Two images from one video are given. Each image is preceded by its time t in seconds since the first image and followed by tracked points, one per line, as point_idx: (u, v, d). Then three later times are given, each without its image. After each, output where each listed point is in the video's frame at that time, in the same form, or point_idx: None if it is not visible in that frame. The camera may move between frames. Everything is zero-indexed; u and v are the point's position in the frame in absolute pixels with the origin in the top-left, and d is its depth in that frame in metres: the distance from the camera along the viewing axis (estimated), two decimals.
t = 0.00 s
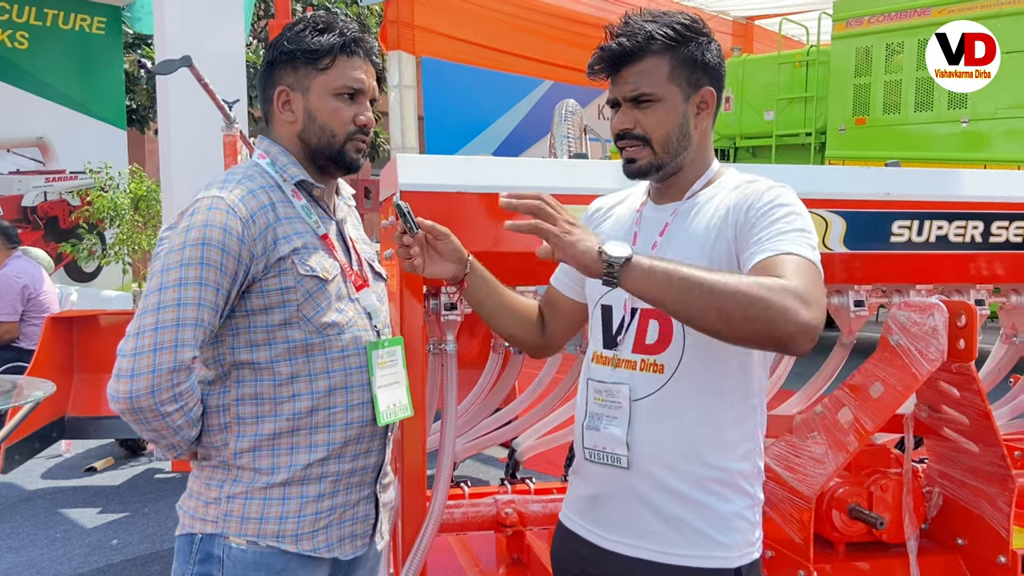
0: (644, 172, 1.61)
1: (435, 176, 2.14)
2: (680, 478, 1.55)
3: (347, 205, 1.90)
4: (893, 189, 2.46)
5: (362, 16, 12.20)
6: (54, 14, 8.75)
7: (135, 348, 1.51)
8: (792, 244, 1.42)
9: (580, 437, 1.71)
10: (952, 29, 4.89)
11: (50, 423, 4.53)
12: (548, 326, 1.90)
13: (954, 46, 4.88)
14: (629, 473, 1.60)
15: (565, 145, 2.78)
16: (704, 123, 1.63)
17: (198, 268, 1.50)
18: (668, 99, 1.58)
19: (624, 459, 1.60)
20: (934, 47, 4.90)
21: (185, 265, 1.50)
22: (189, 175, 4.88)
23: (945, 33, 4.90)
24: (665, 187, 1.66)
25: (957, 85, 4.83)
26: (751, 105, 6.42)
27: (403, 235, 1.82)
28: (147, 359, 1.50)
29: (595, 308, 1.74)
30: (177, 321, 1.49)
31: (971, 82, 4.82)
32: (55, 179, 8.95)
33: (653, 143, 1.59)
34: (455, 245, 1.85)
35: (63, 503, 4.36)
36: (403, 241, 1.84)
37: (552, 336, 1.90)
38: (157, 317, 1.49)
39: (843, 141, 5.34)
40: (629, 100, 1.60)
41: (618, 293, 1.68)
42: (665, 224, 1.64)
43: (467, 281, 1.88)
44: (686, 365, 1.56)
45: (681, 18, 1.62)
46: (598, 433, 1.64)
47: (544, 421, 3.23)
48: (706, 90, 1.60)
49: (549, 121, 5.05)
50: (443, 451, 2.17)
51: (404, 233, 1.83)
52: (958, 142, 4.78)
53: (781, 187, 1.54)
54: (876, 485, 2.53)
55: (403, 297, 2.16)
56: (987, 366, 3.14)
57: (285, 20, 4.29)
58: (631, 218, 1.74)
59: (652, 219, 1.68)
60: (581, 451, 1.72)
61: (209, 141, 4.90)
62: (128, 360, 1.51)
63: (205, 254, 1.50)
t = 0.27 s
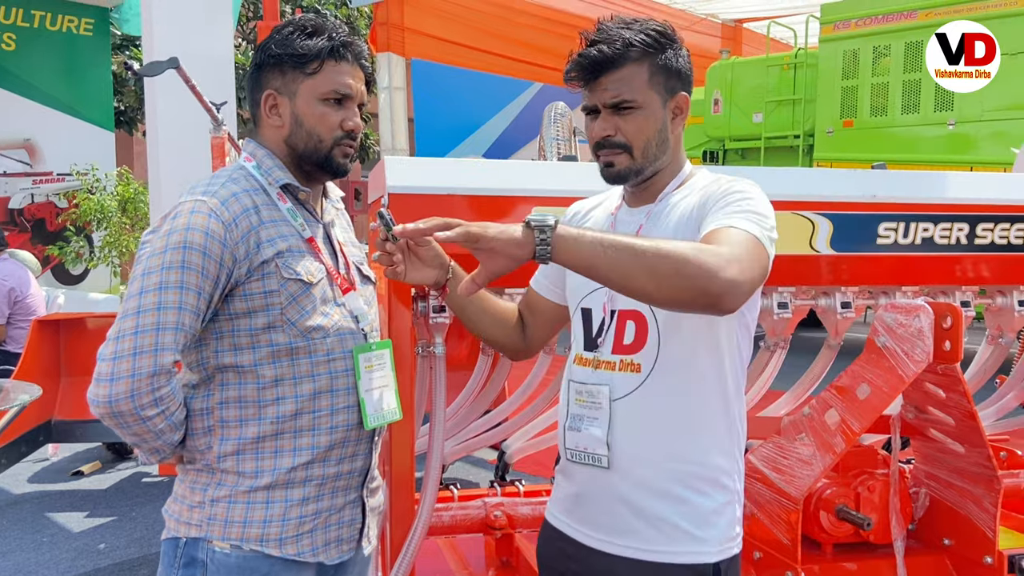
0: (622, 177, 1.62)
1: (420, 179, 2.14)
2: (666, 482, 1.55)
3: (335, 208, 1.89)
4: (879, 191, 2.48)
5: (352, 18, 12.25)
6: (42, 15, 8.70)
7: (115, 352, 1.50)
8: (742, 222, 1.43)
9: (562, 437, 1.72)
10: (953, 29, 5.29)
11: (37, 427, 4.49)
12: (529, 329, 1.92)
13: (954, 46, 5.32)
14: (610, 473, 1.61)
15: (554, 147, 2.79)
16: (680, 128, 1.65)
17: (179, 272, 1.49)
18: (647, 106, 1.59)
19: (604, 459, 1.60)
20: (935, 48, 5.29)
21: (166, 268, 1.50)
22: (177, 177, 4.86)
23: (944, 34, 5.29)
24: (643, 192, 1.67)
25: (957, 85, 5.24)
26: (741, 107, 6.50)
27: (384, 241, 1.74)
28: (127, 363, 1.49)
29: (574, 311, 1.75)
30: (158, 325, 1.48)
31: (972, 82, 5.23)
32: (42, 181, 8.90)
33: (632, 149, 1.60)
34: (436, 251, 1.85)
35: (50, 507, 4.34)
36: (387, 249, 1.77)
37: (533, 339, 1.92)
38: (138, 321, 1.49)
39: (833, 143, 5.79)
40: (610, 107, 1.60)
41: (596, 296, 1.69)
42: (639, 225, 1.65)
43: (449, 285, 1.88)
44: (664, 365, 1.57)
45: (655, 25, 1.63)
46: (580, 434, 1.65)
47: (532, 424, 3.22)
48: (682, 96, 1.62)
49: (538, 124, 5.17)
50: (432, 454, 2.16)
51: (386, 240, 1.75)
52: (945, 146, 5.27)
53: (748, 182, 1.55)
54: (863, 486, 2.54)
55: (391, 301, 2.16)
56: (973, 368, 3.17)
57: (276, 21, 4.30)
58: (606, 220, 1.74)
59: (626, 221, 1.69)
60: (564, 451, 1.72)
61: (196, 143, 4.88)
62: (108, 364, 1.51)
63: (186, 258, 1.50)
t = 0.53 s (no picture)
0: (593, 190, 1.64)
1: (405, 183, 2.14)
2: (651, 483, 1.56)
3: (322, 211, 1.88)
4: (863, 194, 2.50)
5: (341, 21, 12.24)
6: (28, 18, 8.65)
7: (97, 356, 1.50)
8: (729, 265, 1.45)
9: (553, 446, 1.72)
10: (952, 30, 5.21)
11: (23, 432, 4.47)
12: (499, 336, 1.94)
13: (954, 46, 5.25)
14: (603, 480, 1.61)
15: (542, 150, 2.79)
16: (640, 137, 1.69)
17: (161, 276, 1.49)
18: (616, 120, 1.61)
19: (599, 468, 1.61)
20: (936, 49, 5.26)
21: (148, 272, 1.50)
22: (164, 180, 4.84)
23: (944, 33, 5.22)
24: (611, 203, 1.69)
25: (958, 85, 5.22)
26: (729, 111, 6.56)
27: (364, 252, 1.84)
28: (109, 367, 1.49)
29: (553, 323, 1.75)
30: (140, 329, 1.48)
31: (971, 82, 5.20)
32: (28, 184, 8.84)
33: (604, 163, 1.62)
34: (414, 260, 1.90)
35: (36, 512, 4.31)
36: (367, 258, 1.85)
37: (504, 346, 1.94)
38: (119, 325, 1.49)
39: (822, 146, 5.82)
40: (582, 123, 1.60)
41: (574, 305, 1.70)
42: (609, 234, 1.67)
43: (427, 296, 1.92)
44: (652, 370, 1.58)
45: (611, 38, 1.65)
46: (572, 445, 1.66)
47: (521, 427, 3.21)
48: (642, 107, 1.66)
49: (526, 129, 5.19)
50: (419, 457, 2.17)
51: (364, 250, 1.85)
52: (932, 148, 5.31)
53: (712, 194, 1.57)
54: (849, 488, 2.55)
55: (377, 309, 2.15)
56: (959, 370, 3.18)
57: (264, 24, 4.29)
58: (573, 229, 1.76)
59: (593, 231, 1.70)
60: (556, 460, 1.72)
61: (184, 146, 4.86)
62: (89, 368, 1.50)
63: (168, 262, 1.50)
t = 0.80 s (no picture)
0: (615, 199, 1.64)
1: (393, 186, 2.13)
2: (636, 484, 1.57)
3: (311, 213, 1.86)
4: (851, 196, 2.50)
5: (330, 22, 12.24)
6: (14, 18, 8.59)
7: (74, 357, 1.49)
8: (759, 285, 1.51)
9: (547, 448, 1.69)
10: (952, 30, 5.19)
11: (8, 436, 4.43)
12: (483, 337, 1.93)
13: (953, 46, 5.22)
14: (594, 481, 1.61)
15: (532, 152, 2.79)
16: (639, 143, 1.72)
17: (141, 277, 1.49)
18: (638, 128, 1.63)
19: (597, 470, 1.60)
20: (935, 48, 5.24)
21: (128, 273, 1.49)
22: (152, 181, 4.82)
23: (944, 33, 5.22)
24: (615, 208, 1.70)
25: (958, 86, 5.17)
26: (717, 114, 6.51)
27: (347, 257, 1.80)
28: (86, 369, 1.47)
29: (546, 326, 1.73)
30: (118, 331, 1.47)
31: (971, 82, 5.14)
32: (14, 186, 8.78)
33: (629, 172, 1.63)
34: (397, 263, 1.87)
35: (21, 517, 4.27)
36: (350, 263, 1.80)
37: (488, 347, 1.93)
38: (98, 326, 1.48)
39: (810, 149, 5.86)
40: (614, 133, 1.60)
41: (570, 308, 1.68)
42: (608, 237, 1.67)
43: (410, 299, 1.90)
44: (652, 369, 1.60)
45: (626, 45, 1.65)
46: (568, 447, 1.64)
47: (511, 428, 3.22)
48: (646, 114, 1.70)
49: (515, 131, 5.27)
50: (408, 460, 2.15)
51: (347, 254, 1.80)
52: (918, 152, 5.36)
53: (714, 206, 1.60)
54: (837, 489, 2.55)
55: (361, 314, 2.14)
56: (946, 371, 3.19)
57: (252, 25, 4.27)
58: (564, 230, 1.75)
59: (588, 235, 1.70)
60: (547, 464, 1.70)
61: (171, 147, 4.84)
62: (68, 370, 1.49)
63: (148, 263, 1.49)
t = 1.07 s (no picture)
0: (631, 189, 1.67)
1: (385, 187, 2.13)
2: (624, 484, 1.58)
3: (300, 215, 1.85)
4: (839, 198, 2.51)
5: (320, 23, 12.23)
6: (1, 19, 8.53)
7: (59, 359, 1.48)
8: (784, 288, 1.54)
9: (556, 445, 1.69)
10: (953, 30, 5.24)
11: None
12: (487, 330, 1.94)
13: (954, 46, 5.22)
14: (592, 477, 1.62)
15: (521, 153, 2.80)
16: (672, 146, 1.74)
17: (127, 279, 1.48)
18: (666, 125, 1.66)
19: (609, 468, 1.61)
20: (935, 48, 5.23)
21: (114, 275, 1.48)
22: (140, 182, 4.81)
23: (945, 33, 5.23)
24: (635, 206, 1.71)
25: (959, 86, 5.18)
26: (706, 115, 6.51)
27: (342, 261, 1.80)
28: (71, 372, 1.47)
29: (559, 320, 1.73)
30: (103, 333, 1.46)
31: (972, 82, 5.16)
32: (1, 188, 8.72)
33: (648, 164, 1.65)
34: (395, 264, 1.85)
35: (7, 520, 4.24)
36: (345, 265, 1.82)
37: (491, 340, 1.94)
38: (83, 328, 1.47)
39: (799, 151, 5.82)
40: (637, 121, 1.63)
41: (587, 304, 1.69)
42: (631, 237, 1.69)
43: (410, 299, 1.88)
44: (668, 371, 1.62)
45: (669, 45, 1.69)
46: (580, 445, 1.64)
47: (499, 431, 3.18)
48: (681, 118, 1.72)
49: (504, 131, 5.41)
50: (397, 462, 2.15)
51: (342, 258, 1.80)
52: (906, 154, 5.34)
53: (741, 215, 1.63)
54: (825, 490, 2.56)
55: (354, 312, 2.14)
56: (932, 372, 3.20)
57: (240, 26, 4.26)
58: (585, 226, 1.75)
59: (610, 231, 1.71)
60: (553, 463, 1.70)
61: (159, 148, 4.82)
62: (52, 372, 1.49)
63: (134, 265, 1.49)
